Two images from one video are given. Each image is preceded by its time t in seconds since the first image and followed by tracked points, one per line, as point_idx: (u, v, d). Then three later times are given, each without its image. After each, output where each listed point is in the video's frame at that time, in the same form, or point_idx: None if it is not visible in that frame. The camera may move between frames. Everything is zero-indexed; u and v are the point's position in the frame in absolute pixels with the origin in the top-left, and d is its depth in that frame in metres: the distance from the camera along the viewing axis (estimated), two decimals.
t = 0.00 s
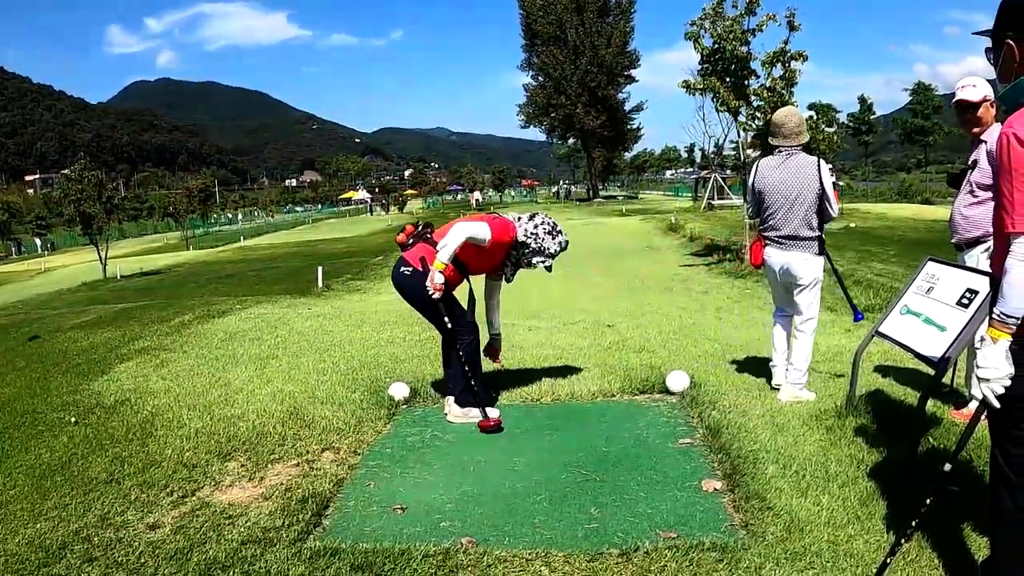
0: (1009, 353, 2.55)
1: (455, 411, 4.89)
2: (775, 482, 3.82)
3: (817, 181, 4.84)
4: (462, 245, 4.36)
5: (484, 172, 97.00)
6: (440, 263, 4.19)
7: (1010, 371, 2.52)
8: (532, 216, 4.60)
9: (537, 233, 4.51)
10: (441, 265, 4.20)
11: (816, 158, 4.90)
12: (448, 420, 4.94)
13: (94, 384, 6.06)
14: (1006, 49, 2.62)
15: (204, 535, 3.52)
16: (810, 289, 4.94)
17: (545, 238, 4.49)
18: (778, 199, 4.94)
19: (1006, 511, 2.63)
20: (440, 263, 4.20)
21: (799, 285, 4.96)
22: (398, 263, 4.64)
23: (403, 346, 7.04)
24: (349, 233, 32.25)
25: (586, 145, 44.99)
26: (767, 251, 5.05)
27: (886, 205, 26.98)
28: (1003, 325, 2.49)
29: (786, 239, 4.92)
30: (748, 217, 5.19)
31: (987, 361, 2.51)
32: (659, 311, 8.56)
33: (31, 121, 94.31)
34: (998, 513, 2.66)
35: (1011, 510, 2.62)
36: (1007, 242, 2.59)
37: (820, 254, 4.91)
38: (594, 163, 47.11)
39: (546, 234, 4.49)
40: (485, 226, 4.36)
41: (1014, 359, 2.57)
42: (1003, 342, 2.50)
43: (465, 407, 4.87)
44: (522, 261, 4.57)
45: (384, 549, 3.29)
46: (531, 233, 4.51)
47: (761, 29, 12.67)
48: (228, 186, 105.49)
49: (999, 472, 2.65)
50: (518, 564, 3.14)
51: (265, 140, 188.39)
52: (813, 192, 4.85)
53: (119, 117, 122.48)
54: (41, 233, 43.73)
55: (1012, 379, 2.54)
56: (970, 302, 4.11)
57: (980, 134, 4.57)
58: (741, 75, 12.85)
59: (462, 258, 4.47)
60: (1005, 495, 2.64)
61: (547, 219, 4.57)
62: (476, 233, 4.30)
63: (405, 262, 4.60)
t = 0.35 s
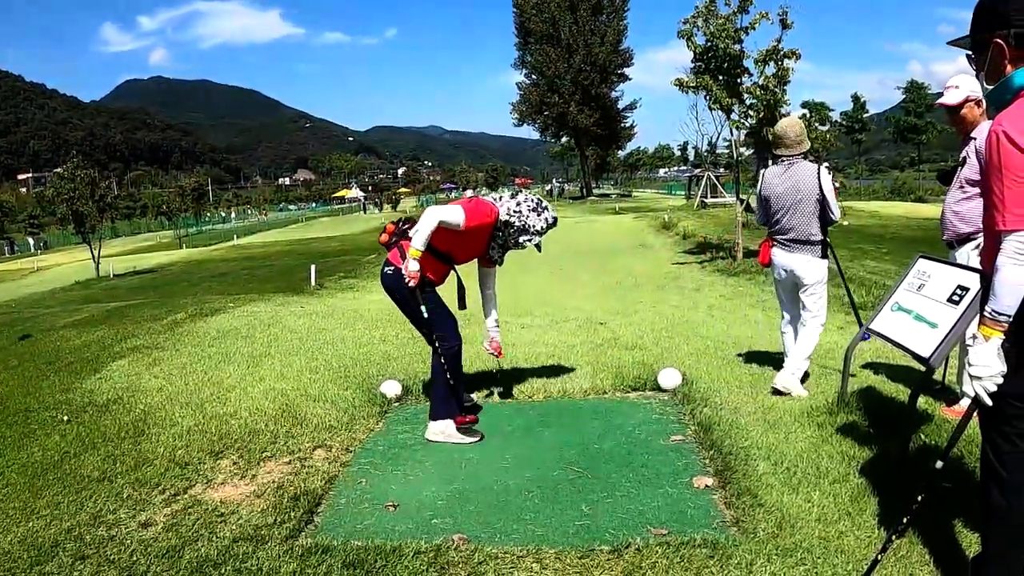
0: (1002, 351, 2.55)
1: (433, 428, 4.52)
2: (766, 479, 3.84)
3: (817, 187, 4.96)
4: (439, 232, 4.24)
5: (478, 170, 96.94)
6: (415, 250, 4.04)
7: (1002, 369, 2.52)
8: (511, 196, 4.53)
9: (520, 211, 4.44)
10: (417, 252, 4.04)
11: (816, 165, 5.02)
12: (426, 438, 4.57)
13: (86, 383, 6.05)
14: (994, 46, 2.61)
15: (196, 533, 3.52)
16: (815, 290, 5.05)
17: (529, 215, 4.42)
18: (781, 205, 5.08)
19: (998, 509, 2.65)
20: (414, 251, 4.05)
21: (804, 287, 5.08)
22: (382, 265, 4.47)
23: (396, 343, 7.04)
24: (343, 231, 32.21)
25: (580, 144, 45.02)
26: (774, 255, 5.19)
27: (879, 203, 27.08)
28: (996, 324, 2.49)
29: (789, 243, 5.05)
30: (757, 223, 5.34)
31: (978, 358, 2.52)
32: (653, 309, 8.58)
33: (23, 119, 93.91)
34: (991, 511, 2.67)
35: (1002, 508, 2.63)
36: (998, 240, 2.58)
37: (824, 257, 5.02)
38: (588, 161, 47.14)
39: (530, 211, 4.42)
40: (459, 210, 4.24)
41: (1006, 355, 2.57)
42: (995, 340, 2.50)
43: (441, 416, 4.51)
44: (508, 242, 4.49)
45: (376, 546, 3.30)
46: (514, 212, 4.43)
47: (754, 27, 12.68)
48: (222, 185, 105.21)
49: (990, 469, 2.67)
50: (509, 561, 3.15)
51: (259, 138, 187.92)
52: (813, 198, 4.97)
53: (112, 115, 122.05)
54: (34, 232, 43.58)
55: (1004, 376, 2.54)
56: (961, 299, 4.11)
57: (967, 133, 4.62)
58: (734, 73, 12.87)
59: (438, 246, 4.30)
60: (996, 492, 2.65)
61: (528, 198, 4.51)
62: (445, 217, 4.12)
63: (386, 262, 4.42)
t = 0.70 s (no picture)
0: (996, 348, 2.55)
1: (427, 429, 4.53)
2: (760, 477, 3.85)
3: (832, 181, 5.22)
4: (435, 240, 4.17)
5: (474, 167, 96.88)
6: (411, 264, 4.01)
7: (996, 366, 2.51)
8: (510, 211, 4.49)
9: (519, 231, 4.43)
10: (414, 267, 4.01)
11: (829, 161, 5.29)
12: (420, 438, 4.58)
13: (81, 381, 6.04)
14: (982, 45, 2.62)
15: (190, 531, 3.52)
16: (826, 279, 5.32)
17: (528, 237, 4.41)
18: (797, 200, 5.27)
19: (992, 506, 2.66)
20: (412, 265, 4.01)
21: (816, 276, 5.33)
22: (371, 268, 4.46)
23: (391, 341, 7.04)
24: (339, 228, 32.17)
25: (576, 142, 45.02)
26: (786, 245, 5.39)
27: (874, 200, 27.11)
28: (989, 321, 2.48)
29: (804, 233, 5.27)
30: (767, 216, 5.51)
31: (973, 356, 2.51)
32: (648, 306, 8.58)
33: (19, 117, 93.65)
34: (985, 509, 2.68)
35: (996, 505, 2.64)
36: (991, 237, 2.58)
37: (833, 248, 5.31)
38: (584, 159, 47.13)
39: (529, 234, 4.41)
40: (455, 219, 4.16)
41: (1000, 352, 2.57)
42: (989, 338, 2.50)
43: (434, 423, 4.51)
44: (502, 260, 4.47)
45: (369, 543, 3.30)
46: (513, 231, 4.41)
47: (749, 24, 12.68)
48: (218, 183, 105.04)
49: (984, 467, 2.68)
50: (502, 558, 3.15)
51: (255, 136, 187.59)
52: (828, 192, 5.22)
53: (108, 113, 121.75)
54: (29, 230, 43.46)
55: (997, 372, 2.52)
56: (955, 296, 4.11)
57: (960, 130, 4.62)
58: (730, 70, 12.87)
59: (433, 256, 4.24)
60: (990, 489, 2.66)
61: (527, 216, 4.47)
62: (441, 227, 4.06)
63: (375, 266, 4.41)
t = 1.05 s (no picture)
0: (971, 351, 2.59)
1: (411, 427, 4.57)
2: (742, 477, 3.90)
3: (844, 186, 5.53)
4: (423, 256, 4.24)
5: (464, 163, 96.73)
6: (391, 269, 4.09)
7: (972, 370, 2.56)
8: (503, 252, 4.50)
9: (507, 273, 4.41)
10: (393, 271, 4.10)
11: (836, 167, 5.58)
12: (404, 436, 4.61)
13: (67, 378, 6.05)
14: (953, 53, 2.68)
15: (175, 529, 3.55)
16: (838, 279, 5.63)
17: (515, 281, 4.39)
18: (821, 206, 5.45)
19: (967, 507, 2.72)
20: (391, 269, 4.10)
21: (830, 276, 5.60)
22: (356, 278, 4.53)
23: (377, 339, 7.07)
24: (328, 224, 32.10)
25: (566, 139, 45.05)
26: (805, 249, 5.54)
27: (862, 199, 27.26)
28: (965, 325, 2.53)
29: (827, 236, 5.49)
30: (784, 225, 5.59)
31: (948, 360, 2.56)
32: (633, 305, 8.64)
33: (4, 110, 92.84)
34: (961, 511, 2.74)
35: (971, 507, 2.71)
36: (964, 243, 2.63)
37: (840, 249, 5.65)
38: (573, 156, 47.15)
39: (516, 277, 4.40)
40: (447, 241, 4.22)
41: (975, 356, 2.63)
42: (965, 342, 2.54)
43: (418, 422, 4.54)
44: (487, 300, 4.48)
45: (353, 542, 3.34)
46: (500, 272, 4.40)
47: (737, 24, 12.73)
48: (207, 178, 104.50)
49: (959, 469, 2.74)
50: (484, 557, 3.20)
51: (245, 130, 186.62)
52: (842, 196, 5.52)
53: (95, 106, 120.84)
54: (15, 224, 43.13)
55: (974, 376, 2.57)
56: (936, 298, 4.17)
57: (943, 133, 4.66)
58: (718, 70, 12.92)
59: (415, 272, 4.29)
60: (965, 491, 2.72)
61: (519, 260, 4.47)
62: (431, 242, 4.11)
63: (360, 276, 4.49)
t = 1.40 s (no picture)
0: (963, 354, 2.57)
1: (404, 426, 4.56)
2: (736, 477, 3.91)
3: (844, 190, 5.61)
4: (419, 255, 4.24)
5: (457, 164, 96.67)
6: (386, 267, 4.07)
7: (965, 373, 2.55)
8: (499, 253, 4.50)
9: (503, 274, 4.41)
10: (388, 269, 4.07)
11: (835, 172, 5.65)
12: (397, 435, 4.60)
13: (59, 376, 6.01)
14: (938, 50, 2.70)
15: (167, 527, 3.53)
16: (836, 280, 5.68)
17: (511, 282, 4.39)
18: (825, 208, 5.48)
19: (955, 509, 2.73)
20: (386, 267, 4.07)
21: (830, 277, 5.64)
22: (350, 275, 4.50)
23: (370, 338, 7.05)
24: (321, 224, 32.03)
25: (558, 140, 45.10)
26: (808, 249, 5.56)
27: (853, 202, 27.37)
28: (957, 327, 2.50)
29: (830, 238, 5.52)
30: (788, 226, 5.57)
31: (942, 364, 2.53)
32: (626, 305, 8.65)
33: None
34: (950, 513, 2.75)
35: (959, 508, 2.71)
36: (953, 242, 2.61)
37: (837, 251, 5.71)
38: (566, 157, 47.20)
39: (512, 278, 4.39)
40: (443, 240, 4.20)
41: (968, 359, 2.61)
42: (958, 344, 2.51)
43: (410, 421, 4.53)
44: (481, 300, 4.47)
45: (347, 540, 3.33)
46: (496, 273, 4.41)
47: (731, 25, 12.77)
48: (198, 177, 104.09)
49: (945, 471, 2.75)
50: (478, 556, 3.19)
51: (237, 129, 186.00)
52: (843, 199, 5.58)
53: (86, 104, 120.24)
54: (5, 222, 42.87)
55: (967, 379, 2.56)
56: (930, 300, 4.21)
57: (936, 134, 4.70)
58: (711, 71, 12.97)
59: (410, 270, 4.28)
60: (954, 493, 2.73)
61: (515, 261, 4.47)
62: (427, 241, 4.10)
63: (353, 273, 4.46)
